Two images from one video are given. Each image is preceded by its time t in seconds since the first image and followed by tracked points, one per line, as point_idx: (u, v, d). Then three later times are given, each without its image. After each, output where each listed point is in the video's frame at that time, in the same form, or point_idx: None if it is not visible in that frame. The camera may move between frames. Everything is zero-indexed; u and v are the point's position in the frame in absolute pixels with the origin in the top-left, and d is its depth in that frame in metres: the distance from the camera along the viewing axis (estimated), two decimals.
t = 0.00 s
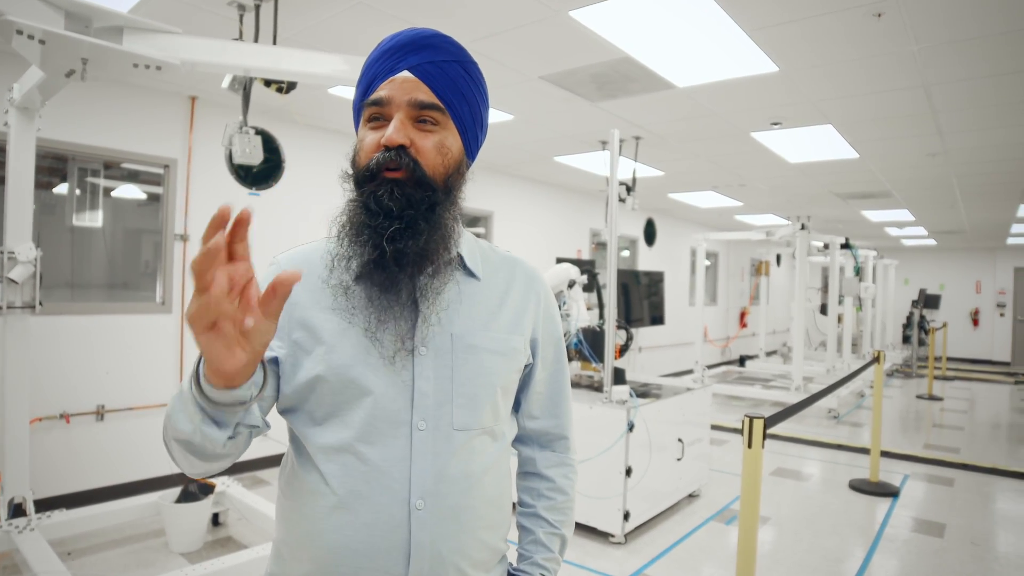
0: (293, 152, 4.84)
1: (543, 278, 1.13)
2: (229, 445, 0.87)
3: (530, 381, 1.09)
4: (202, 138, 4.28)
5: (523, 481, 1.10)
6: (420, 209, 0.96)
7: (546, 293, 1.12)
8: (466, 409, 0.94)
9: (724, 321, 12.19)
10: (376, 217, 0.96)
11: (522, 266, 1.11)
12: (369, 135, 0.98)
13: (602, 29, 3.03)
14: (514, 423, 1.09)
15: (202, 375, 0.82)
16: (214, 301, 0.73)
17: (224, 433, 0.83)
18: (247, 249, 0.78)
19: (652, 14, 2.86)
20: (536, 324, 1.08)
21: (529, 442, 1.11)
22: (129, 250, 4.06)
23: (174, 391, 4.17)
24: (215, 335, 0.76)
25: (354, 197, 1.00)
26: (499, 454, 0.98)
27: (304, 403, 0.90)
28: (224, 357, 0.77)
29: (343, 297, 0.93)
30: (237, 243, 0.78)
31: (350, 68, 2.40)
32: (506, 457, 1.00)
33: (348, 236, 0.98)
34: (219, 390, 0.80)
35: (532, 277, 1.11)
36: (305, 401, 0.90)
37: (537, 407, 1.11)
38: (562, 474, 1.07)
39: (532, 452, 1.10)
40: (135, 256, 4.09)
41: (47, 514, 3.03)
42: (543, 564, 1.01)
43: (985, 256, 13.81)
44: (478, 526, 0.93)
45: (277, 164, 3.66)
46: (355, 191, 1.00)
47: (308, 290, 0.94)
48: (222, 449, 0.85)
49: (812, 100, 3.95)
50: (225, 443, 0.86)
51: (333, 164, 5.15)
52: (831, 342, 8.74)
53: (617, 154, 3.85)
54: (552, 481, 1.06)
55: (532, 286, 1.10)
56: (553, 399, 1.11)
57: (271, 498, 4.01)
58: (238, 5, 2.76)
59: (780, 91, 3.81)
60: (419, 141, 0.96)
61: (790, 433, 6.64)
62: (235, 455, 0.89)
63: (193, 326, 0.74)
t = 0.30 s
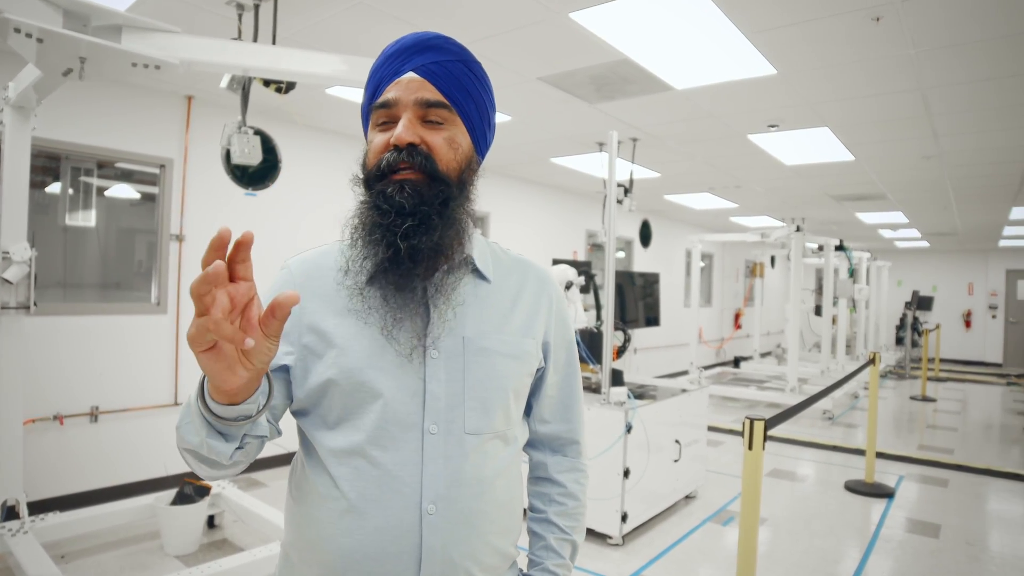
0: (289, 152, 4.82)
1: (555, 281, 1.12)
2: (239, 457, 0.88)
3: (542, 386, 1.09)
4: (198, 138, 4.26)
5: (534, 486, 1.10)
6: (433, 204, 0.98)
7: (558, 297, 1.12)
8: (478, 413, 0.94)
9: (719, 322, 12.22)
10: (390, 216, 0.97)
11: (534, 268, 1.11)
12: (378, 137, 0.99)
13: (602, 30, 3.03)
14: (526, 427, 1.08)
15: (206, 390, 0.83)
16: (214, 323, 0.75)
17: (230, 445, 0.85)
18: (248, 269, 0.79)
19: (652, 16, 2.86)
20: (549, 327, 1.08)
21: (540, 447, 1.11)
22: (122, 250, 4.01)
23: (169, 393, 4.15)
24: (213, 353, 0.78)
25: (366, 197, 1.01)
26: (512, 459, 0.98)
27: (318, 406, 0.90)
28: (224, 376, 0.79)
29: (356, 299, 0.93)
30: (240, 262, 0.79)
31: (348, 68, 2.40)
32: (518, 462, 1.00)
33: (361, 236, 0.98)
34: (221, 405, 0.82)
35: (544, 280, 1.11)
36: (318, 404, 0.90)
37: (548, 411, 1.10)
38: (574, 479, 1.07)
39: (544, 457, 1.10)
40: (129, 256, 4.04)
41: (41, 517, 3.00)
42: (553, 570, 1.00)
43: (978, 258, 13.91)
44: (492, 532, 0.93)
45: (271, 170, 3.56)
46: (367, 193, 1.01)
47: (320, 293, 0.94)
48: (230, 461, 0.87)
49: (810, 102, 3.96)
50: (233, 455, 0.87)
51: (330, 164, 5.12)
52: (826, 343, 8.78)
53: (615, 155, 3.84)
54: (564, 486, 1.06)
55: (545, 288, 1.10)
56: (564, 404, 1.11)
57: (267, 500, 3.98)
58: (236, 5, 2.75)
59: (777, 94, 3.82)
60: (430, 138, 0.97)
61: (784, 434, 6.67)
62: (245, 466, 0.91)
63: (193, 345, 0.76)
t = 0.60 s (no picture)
0: (282, 152, 4.79)
1: (562, 283, 1.14)
2: (238, 460, 0.88)
3: (551, 388, 1.10)
4: (189, 138, 4.23)
5: (542, 489, 1.11)
6: (448, 198, 1.01)
7: (566, 298, 1.14)
8: (485, 414, 0.96)
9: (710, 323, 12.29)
10: (406, 213, 1.00)
11: (541, 270, 1.13)
12: (389, 137, 1.02)
13: (597, 32, 3.05)
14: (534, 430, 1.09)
15: (204, 392, 0.84)
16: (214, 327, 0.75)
17: (228, 448, 0.85)
18: (251, 274, 0.81)
19: (647, 19, 2.88)
20: (557, 328, 1.10)
21: (549, 449, 1.12)
22: (112, 251, 3.96)
23: (160, 395, 4.11)
24: (211, 358, 0.78)
25: (378, 198, 1.04)
26: (520, 462, 1.00)
27: (326, 410, 0.93)
28: (223, 380, 0.80)
29: (367, 301, 0.96)
30: (242, 268, 0.80)
31: (343, 69, 2.39)
32: (526, 465, 1.02)
33: (377, 236, 1.02)
34: (219, 408, 0.82)
35: (552, 283, 1.13)
36: (327, 407, 0.93)
37: (556, 413, 1.11)
38: (582, 483, 1.08)
39: (552, 460, 1.10)
40: (118, 257, 3.99)
41: (31, 522, 2.97)
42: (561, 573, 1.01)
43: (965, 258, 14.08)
44: (501, 535, 0.95)
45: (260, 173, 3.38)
46: (379, 193, 1.04)
47: (334, 294, 0.97)
48: (228, 463, 0.87)
49: (802, 103, 3.99)
50: (231, 457, 0.87)
51: (323, 165, 5.10)
52: (816, 343, 8.85)
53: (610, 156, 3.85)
54: (571, 490, 1.07)
55: (553, 290, 1.12)
56: (573, 406, 1.12)
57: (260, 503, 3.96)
58: (230, 5, 2.73)
59: (770, 95, 3.85)
60: (441, 136, 1.00)
61: (776, 434, 6.71)
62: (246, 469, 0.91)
63: (192, 349, 0.76)
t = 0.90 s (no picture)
0: (268, 148, 4.70)
1: (564, 279, 1.11)
2: (224, 440, 0.84)
3: (552, 388, 1.07)
4: (172, 134, 4.14)
5: (543, 490, 1.07)
6: (444, 197, 0.98)
7: (569, 294, 1.11)
8: (488, 415, 0.94)
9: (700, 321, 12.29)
10: (402, 212, 0.97)
11: (543, 268, 1.10)
12: (382, 137, 0.99)
13: (590, 28, 3.00)
14: (536, 429, 1.05)
15: (198, 356, 0.82)
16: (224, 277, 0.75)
17: (216, 420, 0.82)
18: (260, 239, 0.81)
19: (640, 14, 2.84)
20: (560, 327, 1.07)
21: (550, 450, 1.08)
22: (90, 248, 3.86)
23: (142, 396, 4.03)
24: (212, 310, 0.77)
25: (373, 198, 1.01)
26: (524, 463, 0.98)
27: (324, 412, 0.91)
28: (218, 338, 0.78)
29: (365, 301, 0.94)
30: (253, 231, 0.81)
31: (328, 61, 2.32)
32: (530, 465, 1.00)
33: (372, 236, 0.99)
34: (213, 372, 0.80)
35: (554, 280, 1.10)
36: (324, 408, 0.90)
37: (558, 413, 1.07)
38: (585, 484, 1.04)
39: (554, 460, 1.06)
40: (96, 255, 3.89)
41: (8, 527, 2.89)
42: None
43: (953, 257, 14.20)
44: (504, 537, 0.93)
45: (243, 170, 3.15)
46: (374, 193, 1.01)
47: (332, 297, 0.95)
48: (212, 439, 0.83)
49: (795, 101, 3.97)
50: (217, 434, 0.83)
51: (311, 162, 5.01)
52: (806, 341, 8.86)
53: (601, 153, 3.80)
54: (574, 491, 1.03)
55: (556, 287, 1.09)
56: (575, 406, 1.08)
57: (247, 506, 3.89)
58: None
59: (761, 93, 3.83)
60: (433, 132, 0.97)
61: (766, 433, 6.71)
62: (233, 453, 0.86)
63: (195, 295, 0.74)
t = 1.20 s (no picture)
0: (257, 147, 4.66)
1: (563, 279, 1.11)
2: (216, 451, 0.83)
3: (552, 387, 1.07)
4: (159, 132, 4.09)
5: (543, 491, 1.07)
6: (443, 199, 0.98)
7: (568, 293, 1.11)
8: (489, 414, 0.94)
9: (688, 320, 12.36)
10: (400, 214, 0.96)
11: (542, 268, 1.10)
12: (377, 138, 0.99)
13: (582, 27, 3.01)
14: (536, 429, 1.05)
15: (185, 367, 0.81)
16: (204, 288, 0.74)
17: (206, 431, 0.81)
18: (243, 246, 0.80)
19: (632, 14, 2.86)
20: (560, 326, 1.07)
21: (550, 450, 1.08)
22: (75, 248, 3.80)
23: (129, 397, 3.98)
24: (194, 322, 0.76)
25: (371, 199, 1.00)
26: (525, 462, 0.98)
27: (323, 414, 0.90)
28: (202, 350, 0.77)
29: (365, 302, 0.94)
30: (233, 237, 0.79)
31: (318, 60, 2.31)
32: (530, 465, 1.00)
33: (370, 237, 0.98)
34: (199, 383, 0.80)
35: (554, 279, 1.10)
36: (324, 409, 0.90)
37: (558, 412, 1.08)
38: (584, 483, 1.04)
39: (554, 460, 1.07)
40: (80, 255, 3.83)
41: None
42: None
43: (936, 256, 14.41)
44: (505, 538, 0.93)
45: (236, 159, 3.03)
46: (371, 194, 1.00)
47: (331, 299, 0.94)
48: (204, 450, 0.82)
49: (783, 101, 4.00)
50: (208, 445, 0.82)
51: (301, 161, 4.98)
52: (793, 340, 8.95)
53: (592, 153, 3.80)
54: (574, 491, 1.03)
55: (555, 287, 1.09)
56: (574, 405, 1.08)
57: (237, 507, 3.85)
58: None
59: (750, 93, 3.86)
60: (431, 133, 0.96)
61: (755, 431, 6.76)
62: (227, 462, 0.86)
63: (175, 308, 0.73)
